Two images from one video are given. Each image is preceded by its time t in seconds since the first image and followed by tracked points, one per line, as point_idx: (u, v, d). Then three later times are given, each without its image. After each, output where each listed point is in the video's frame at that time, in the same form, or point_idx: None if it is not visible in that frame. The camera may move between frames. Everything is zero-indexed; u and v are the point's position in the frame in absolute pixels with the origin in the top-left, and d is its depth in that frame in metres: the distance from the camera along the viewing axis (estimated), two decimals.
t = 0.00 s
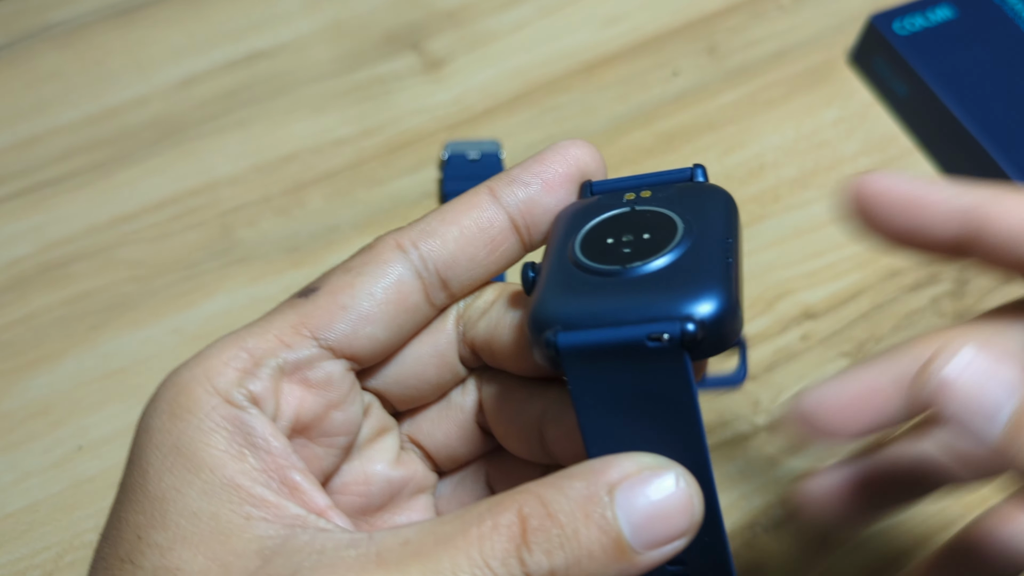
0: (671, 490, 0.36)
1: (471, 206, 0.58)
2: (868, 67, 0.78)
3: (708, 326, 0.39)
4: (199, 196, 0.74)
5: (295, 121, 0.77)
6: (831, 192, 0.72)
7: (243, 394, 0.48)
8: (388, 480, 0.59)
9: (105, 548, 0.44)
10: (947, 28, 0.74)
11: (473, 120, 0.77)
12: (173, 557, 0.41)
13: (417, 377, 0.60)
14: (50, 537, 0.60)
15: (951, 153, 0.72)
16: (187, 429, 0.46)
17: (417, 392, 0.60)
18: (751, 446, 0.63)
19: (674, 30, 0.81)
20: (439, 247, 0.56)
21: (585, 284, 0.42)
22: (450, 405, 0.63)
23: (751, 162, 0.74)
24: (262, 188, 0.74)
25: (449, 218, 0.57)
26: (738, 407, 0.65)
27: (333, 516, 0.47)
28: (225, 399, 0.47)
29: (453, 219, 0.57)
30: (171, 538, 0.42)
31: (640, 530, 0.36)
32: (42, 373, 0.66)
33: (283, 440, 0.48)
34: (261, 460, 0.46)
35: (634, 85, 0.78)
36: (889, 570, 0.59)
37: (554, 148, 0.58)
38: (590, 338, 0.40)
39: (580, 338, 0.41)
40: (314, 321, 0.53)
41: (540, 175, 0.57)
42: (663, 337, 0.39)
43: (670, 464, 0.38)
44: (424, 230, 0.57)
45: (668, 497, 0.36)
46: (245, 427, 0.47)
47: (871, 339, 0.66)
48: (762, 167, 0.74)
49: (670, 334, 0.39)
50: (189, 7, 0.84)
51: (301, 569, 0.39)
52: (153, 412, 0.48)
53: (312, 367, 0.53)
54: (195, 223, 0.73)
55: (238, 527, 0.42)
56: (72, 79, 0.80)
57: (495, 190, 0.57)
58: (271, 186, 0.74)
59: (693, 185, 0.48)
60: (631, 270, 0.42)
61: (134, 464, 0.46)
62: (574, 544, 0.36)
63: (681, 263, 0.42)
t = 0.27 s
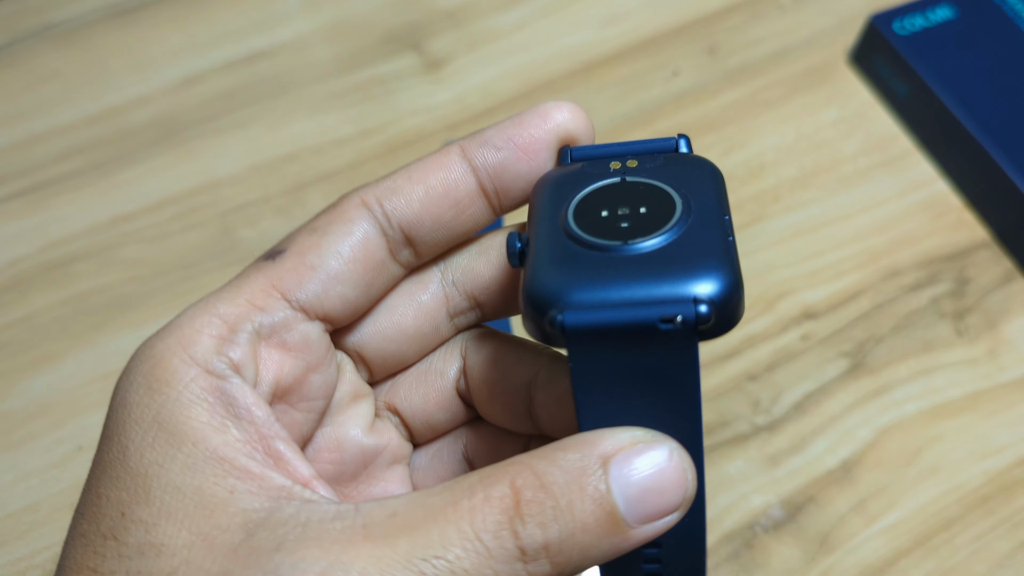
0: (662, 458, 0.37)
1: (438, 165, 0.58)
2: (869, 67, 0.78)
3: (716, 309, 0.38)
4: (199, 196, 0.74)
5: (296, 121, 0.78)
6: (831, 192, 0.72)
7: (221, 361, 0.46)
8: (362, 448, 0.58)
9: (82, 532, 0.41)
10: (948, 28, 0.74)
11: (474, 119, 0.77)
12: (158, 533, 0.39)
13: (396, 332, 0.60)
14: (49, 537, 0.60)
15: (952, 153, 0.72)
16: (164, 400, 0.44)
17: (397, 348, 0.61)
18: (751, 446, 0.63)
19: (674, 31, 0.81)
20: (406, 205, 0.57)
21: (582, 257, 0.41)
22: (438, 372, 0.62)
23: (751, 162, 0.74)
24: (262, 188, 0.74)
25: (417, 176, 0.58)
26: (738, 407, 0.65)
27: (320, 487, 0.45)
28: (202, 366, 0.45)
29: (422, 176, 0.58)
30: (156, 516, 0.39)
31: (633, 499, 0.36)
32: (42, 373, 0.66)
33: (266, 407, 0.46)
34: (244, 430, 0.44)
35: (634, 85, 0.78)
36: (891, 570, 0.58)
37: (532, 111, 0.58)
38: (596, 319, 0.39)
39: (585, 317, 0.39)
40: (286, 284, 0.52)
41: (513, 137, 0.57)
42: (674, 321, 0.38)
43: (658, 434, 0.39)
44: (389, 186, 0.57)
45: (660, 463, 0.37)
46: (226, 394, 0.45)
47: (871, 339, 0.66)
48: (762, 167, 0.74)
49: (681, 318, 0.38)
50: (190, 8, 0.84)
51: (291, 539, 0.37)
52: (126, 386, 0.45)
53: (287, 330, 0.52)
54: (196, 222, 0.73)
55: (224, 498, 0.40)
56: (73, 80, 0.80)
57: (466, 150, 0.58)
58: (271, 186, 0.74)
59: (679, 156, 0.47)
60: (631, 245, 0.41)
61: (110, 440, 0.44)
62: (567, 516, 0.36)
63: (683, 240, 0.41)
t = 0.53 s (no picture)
0: (634, 455, 0.37)
1: (412, 122, 0.53)
2: (869, 67, 0.78)
3: (688, 274, 0.44)
4: (200, 196, 0.74)
5: (296, 121, 0.78)
6: (832, 192, 0.72)
7: (201, 359, 0.45)
8: (348, 433, 0.58)
9: (60, 525, 0.41)
10: (948, 28, 0.74)
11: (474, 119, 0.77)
12: (132, 532, 0.39)
13: (393, 308, 0.59)
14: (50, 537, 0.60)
15: (951, 153, 0.72)
16: (141, 398, 0.42)
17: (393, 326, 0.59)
18: (751, 446, 0.63)
19: (674, 31, 0.81)
20: (385, 171, 0.53)
21: (567, 221, 0.45)
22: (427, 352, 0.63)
23: (751, 162, 0.74)
24: (262, 188, 0.74)
25: (393, 139, 0.53)
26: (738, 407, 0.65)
27: (302, 488, 0.44)
28: (182, 365, 0.44)
29: (397, 140, 0.53)
30: (131, 514, 0.39)
31: (607, 495, 0.37)
32: (42, 373, 0.66)
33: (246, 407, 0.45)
34: (224, 431, 0.43)
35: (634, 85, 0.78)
36: (890, 569, 0.59)
37: (502, 46, 0.53)
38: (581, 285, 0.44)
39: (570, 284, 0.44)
40: (267, 274, 0.49)
41: (486, 85, 0.52)
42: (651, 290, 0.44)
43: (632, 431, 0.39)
44: (362, 151, 0.53)
45: (632, 460, 0.37)
46: (206, 395, 0.44)
47: (871, 340, 0.66)
48: (762, 167, 0.74)
49: (660, 289, 0.44)
50: (189, 7, 0.84)
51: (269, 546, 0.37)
52: (104, 380, 0.44)
53: (268, 323, 0.50)
54: (196, 223, 0.73)
55: (202, 501, 0.39)
56: (73, 80, 0.80)
57: (439, 101, 0.53)
58: (271, 186, 0.74)
59: (646, 97, 0.50)
60: (611, 211, 0.45)
61: (87, 435, 0.43)
62: (550, 511, 0.36)
63: (659, 205, 0.46)
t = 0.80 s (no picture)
0: (646, 502, 0.39)
1: (436, 134, 0.51)
2: (868, 67, 0.78)
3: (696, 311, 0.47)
4: (199, 196, 0.74)
5: (296, 121, 0.78)
6: (832, 192, 0.72)
7: (236, 383, 0.45)
8: (363, 438, 0.59)
9: (94, 537, 0.41)
10: (947, 28, 0.74)
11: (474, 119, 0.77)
12: (177, 555, 0.39)
13: (414, 317, 0.58)
14: (50, 536, 0.60)
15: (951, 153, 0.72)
16: (180, 422, 0.43)
17: (414, 334, 0.59)
18: (751, 446, 0.63)
19: (674, 30, 0.81)
20: (408, 186, 0.51)
21: (588, 259, 0.47)
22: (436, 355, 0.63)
23: (751, 161, 0.74)
24: (262, 188, 0.74)
25: (418, 150, 0.52)
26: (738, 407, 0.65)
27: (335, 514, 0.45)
28: (218, 390, 0.44)
29: (421, 152, 0.52)
30: (175, 537, 0.40)
31: (621, 541, 0.39)
32: (42, 373, 0.66)
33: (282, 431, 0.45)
34: (261, 456, 0.44)
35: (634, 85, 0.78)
36: (890, 569, 0.59)
37: (528, 58, 0.50)
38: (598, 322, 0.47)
39: (589, 321, 0.47)
40: (294, 292, 0.48)
41: (512, 96, 0.50)
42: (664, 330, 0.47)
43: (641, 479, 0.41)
44: (386, 165, 0.51)
45: (645, 507, 0.39)
46: (243, 421, 0.44)
47: (871, 339, 0.66)
48: (761, 167, 0.74)
49: (672, 330, 0.46)
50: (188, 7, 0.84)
51: None
52: (137, 398, 0.44)
53: (296, 342, 0.49)
54: (195, 223, 0.73)
55: (244, 528, 0.40)
56: (73, 80, 0.80)
57: (465, 115, 0.51)
58: (271, 186, 0.75)
59: (669, 112, 0.50)
60: (630, 248, 0.47)
61: (123, 453, 0.43)
62: (576, 559, 0.38)
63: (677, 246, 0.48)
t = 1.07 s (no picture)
0: (619, 493, 0.41)
1: (430, 151, 0.53)
2: (868, 66, 0.78)
3: (671, 318, 0.48)
4: (199, 196, 0.74)
5: (296, 121, 0.77)
6: (832, 192, 0.72)
7: (242, 377, 0.45)
8: (358, 435, 0.59)
9: (104, 521, 0.41)
10: (947, 29, 0.74)
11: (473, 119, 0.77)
12: (185, 538, 0.39)
13: (408, 323, 0.58)
14: (50, 537, 0.60)
15: (951, 153, 0.72)
16: (187, 413, 0.43)
17: (407, 340, 0.59)
18: (751, 446, 0.63)
19: (674, 31, 0.81)
20: (403, 199, 0.53)
21: (567, 267, 0.48)
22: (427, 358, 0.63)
23: (751, 162, 0.74)
24: (262, 188, 0.74)
25: (414, 166, 0.53)
26: (738, 407, 0.65)
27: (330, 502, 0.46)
28: (224, 383, 0.45)
29: (415, 168, 0.53)
30: (183, 522, 0.40)
31: (595, 531, 0.40)
32: (42, 374, 0.66)
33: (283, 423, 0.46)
34: (262, 446, 0.44)
35: (634, 85, 0.78)
36: (890, 569, 0.59)
37: (516, 83, 0.52)
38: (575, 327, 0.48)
39: (567, 326, 0.48)
40: (295, 294, 0.49)
41: (501, 117, 0.52)
42: (639, 335, 0.47)
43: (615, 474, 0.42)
44: (382, 178, 0.52)
45: (617, 497, 0.40)
46: (247, 413, 0.44)
47: (871, 339, 0.66)
48: (761, 167, 0.74)
49: (646, 335, 0.47)
50: (188, 7, 0.84)
51: (313, 559, 0.38)
52: (147, 391, 0.45)
53: (298, 340, 0.50)
54: (195, 222, 0.73)
55: (245, 512, 0.40)
56: (73, 80, 0.80)
57: (456, 133, 0.53)
58: (271, 186, 0.74)
59: (647, 132, 0.52)
60: (608, 258, 0.48)
61: (132, 442, 0.43)
62: (553, 546, 0.39)
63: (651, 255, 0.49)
